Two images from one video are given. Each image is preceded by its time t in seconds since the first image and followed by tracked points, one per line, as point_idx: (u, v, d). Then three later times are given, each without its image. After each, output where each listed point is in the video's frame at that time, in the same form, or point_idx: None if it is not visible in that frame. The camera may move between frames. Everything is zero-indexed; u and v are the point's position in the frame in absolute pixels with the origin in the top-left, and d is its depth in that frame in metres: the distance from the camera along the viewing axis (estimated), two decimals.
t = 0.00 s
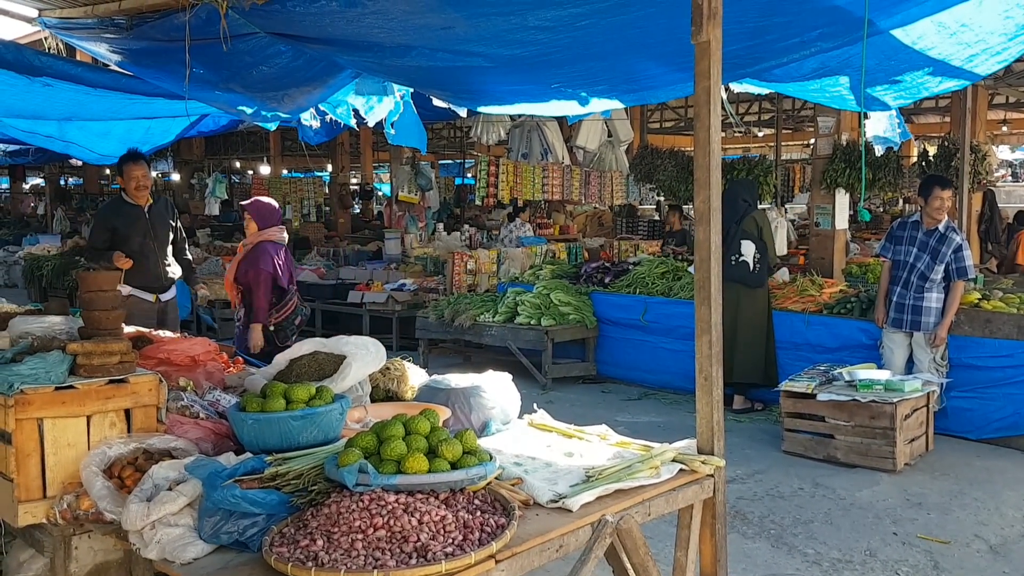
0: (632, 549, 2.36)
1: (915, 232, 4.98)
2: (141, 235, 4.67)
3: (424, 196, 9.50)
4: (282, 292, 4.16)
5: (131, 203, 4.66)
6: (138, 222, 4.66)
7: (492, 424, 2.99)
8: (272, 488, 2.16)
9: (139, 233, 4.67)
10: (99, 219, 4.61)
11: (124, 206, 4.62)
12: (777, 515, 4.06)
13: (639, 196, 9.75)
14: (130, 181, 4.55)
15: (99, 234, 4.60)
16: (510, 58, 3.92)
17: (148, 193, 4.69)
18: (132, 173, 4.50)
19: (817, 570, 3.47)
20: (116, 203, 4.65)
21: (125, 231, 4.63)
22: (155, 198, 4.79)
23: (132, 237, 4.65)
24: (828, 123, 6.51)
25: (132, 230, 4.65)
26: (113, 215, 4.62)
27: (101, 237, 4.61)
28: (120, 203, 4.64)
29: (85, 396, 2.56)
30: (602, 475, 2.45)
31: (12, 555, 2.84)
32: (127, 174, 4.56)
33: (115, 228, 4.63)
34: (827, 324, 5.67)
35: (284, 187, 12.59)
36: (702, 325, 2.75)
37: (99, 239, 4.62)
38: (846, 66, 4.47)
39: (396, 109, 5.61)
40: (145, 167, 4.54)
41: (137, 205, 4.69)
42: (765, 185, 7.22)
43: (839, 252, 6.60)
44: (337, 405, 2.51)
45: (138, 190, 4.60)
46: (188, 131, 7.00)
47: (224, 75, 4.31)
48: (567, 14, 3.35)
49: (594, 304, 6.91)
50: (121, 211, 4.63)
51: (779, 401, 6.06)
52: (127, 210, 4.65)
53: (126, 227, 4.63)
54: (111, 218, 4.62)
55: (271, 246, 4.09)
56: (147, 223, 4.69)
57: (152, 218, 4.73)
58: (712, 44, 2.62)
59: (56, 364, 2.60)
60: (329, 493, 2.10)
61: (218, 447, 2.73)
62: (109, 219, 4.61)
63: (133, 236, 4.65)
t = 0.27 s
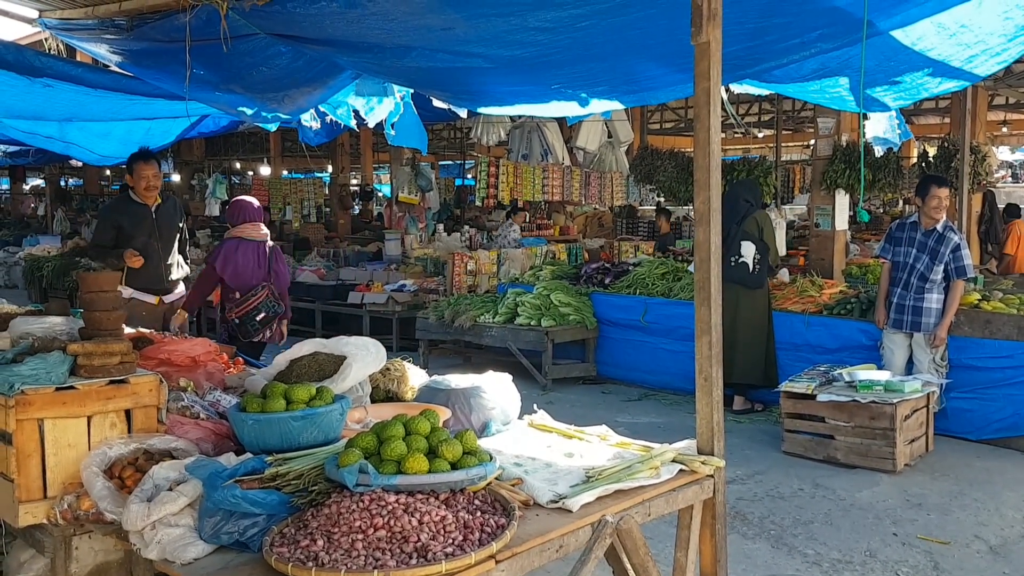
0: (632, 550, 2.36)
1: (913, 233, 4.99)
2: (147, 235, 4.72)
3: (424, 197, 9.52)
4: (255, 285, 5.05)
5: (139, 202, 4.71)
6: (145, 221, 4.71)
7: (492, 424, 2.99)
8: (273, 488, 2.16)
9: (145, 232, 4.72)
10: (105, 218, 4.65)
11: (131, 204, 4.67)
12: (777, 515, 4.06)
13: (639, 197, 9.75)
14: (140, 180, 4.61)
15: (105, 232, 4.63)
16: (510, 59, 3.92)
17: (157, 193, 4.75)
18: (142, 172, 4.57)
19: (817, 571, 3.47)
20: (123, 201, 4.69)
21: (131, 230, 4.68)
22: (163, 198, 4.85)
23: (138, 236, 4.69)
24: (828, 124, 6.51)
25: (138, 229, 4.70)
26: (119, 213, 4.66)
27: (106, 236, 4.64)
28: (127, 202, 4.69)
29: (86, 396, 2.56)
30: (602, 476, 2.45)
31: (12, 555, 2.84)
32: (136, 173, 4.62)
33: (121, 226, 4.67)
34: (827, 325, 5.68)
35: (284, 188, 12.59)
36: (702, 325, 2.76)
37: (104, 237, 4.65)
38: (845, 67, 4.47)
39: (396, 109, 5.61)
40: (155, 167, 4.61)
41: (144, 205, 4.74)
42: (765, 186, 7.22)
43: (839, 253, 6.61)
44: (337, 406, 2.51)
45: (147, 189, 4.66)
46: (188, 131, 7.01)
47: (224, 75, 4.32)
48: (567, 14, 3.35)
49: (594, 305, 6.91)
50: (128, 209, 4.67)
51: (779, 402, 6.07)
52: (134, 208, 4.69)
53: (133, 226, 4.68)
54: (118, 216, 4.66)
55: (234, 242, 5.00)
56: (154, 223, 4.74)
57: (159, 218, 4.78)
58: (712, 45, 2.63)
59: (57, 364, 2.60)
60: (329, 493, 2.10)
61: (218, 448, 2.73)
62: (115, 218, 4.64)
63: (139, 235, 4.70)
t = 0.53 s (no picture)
0: (632, 549, 2.37)
1: (911, 233, 4.98)
2: (161, 236, 4.70)
3: (425, 197, 9.54)
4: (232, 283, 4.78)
5: (153, 203, 4.69)
6: (158, 223, 4.69)
7: (493, 424, 2.99)
8: (273, 488, 2.17)
9: (158, 234, 4.69)
10: (120, 218, 4.62)
11: (145, 205, 4.66)
12: (778, 514, 4.06)
13: (640, 197, 9.75)
14: (155, 181, 4.59)
15: (118, 234, 4.60)
16: (510, 59, 3.92)
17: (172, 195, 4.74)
18: (158, 174, 4.54)
19: (817, 570, 3.47)
20: (136, 202, 4.66)
21: (145, 232, 4.65)
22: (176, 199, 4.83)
23: (152, 238, 4.67)
24: (828, 124, 6.51)
25: (152, 230, 4.67)
26: (132, 214, 4.63)
27: (120, 236, 4.61)
28: (141, 202, 4.66)
29: (87, 396, 2.57)
30: (603, 475, 2.46)
31: (14, 556, 2.84)
32: (152, 174, 4.60)
33: (135, 227, 4.64)
34: (828, 324, 5.68)
35: (285, 188, 12.60)
36: (702, 325, 2.76)
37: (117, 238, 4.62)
38: (846, 66, 4.47)
39: (396, 110, 5.62)
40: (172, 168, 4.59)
41: (159, 206, 4.72)
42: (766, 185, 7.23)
43: (839, 252, 6.61)
44: (338, 405, 2.51)
45: (163, 190, 4.64)
46: (189, 132, 7.02)
47: (225, 76, 4.33)
48: (567, 15, 3.35)
49: (594, 305, 6.92)
50: (142, 210, 4.65)
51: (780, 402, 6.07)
52: (149, 209, 4.67)
53: (147, 227, 4.65)
54: (131, 217, 4.63)
55: (218, 241, 4.78)
56: (168, 225, 4.72)
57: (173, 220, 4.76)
58: (712, 45, 2.63)
59: (58, 364, 2.59)
60: (330, 493, 2.10)
61: (219, 448, 2.73)
62: (128, 218, 4.61)
63: (153, 237, 4.67)
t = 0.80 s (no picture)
0: (632, 549, 2.37)
1: (909, 233, 4.98)
2: (185, 239, 4.43)
3: (425, 197, 9.57)
4: (237, 274, 5.27)
5: (178, 204, 4.42)
6: (183, 225, 4.43)
7: (493, 423, 2.99)
8: (273, 487, 2.17)
9: (183, 236, 4.43)
10: (143, 217, 4.33)
11: (171, 206, 4.39)
12: (778, 514, 4.07)
13: (639, 197, 9.76)
14: (183, 182, 4.33)
15: (143, 234, 4.31)
16: (509, 58, 3.92)
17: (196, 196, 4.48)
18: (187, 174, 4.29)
19: (817, 570, 3.48)
20: (161, 202, 4.39)
21: (170, 234, 4.38)
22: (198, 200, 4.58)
23: (176, 240, 4.40)
24: (827, 123, 6.52)
25: (177, 232, 4.40)
26: (158, 214, 4.35)
27: (145, 237, 4.32)
28: (166, 203, 4.39)
29: (87, 396, 2.57)
30: (602, 475, 2.46)
31: (14, 556, 2.84)
32: (179, 174, 4.34)
33: (159, 228, 4.37)
34: (827, 323, 5.68)
35: (284, 189, 12.60)
36: (701, 324, 2.76)
37: (140, 239, 4.32)
38: (845, 66, 4.48)
39: (396, 109, 5.62)
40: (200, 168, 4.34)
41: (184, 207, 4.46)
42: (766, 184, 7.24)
43: (839, 251, 6.61)
44: (337, 405, 2.51)
45: (190, 192, 4.38)
46: (189, 132, 7.02)
47: (224, 76, 4.33)
48: (566, 14, 3.36)
49: (594, 305, 6.92)
50: (167, 211, 4.37)
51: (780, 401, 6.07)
52: (173, 210, 4.40)
53: (172, 229, 4.38)
54: (157, 217, 4.35)
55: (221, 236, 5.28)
56: (192, 227, 4.46)
57: (196, 222, 4.50)
58: (711, 44, 2.63)
59: (58, 364, 2.59)
60: (330, 493, 2.11)
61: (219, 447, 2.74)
62: (154, 218, 4.33)
63: (177, 239, 4.40)
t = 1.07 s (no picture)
0: (633, 547, 2.37)
1: (909, 232, 4.98)
2: (207, 237, 4.50)
3: (426, 198, 9.58)
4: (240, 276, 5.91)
5: (200, 203, 4.49)
6: (205, 224, 4.49)
7: (493, 423, 2.98)
8: (274, 486, 2.17)
9: (204, 235, 4.49)
10: (165, 215, 4.40)
11: (193, 205, 4.45)
12: (779, 513, 4.07)
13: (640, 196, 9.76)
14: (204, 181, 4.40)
15: (164, 233, 4.39)
16: (510, 58, 3.92)
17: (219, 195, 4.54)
18: (208, 173, 4.34)
19: (818, 569, 3.48)
20: (184, 201, 4.45)
21: (192, 232, 4.45)
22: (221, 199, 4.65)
23: (197, 239, 4.47)
24: (828, 123, 6.52)
25: (198, 231, 4.47)
26: (179, 212, 4.41)
27: (166, 236, 4.40)
28: (189, 202, 4.46)
29: (88, 396, 2.57)
30: (603, 474, 2.46)
31: (15, 555, 2.84)
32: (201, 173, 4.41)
33: (181, 226, 4.44)
34: (828, 323, 5.68)
35: (285, 189, 12.62)
36: (702, 323, 2.76)
37: (161, 238, 4.41)
38: (845, 65, 4.48)
39: (396, 110, 5.62)
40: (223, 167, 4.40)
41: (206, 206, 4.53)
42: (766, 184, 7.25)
43: (840, 251, 6.61)
44: (338, 405, 2.52)
45: (211, 191, 4.45)
46: (190, 132, 7.03)
47: (225, 76, 4.33)
48: (566, 14, 3.36)
49: (595, 305, 6.92)
50: (189, 210, 4.44)
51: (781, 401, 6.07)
52: (196, 209, 4.47)
53: (194, 227, 4.45)
54: (179, 215, 4.42)
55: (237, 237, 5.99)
56: (214, 226, 4.52)
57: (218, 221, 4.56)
58: (712, 43, 2.63)
59: (60, 364, 2.59)
60: (331, 492, 2.11)
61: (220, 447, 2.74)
62: (176, 217, 4.40)
63: (198, 237, 4.47)
